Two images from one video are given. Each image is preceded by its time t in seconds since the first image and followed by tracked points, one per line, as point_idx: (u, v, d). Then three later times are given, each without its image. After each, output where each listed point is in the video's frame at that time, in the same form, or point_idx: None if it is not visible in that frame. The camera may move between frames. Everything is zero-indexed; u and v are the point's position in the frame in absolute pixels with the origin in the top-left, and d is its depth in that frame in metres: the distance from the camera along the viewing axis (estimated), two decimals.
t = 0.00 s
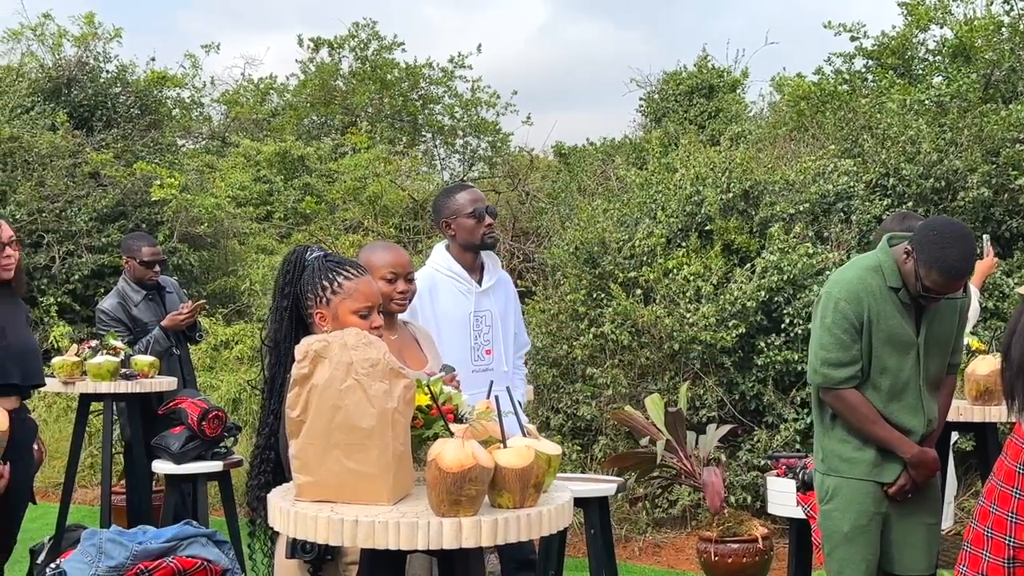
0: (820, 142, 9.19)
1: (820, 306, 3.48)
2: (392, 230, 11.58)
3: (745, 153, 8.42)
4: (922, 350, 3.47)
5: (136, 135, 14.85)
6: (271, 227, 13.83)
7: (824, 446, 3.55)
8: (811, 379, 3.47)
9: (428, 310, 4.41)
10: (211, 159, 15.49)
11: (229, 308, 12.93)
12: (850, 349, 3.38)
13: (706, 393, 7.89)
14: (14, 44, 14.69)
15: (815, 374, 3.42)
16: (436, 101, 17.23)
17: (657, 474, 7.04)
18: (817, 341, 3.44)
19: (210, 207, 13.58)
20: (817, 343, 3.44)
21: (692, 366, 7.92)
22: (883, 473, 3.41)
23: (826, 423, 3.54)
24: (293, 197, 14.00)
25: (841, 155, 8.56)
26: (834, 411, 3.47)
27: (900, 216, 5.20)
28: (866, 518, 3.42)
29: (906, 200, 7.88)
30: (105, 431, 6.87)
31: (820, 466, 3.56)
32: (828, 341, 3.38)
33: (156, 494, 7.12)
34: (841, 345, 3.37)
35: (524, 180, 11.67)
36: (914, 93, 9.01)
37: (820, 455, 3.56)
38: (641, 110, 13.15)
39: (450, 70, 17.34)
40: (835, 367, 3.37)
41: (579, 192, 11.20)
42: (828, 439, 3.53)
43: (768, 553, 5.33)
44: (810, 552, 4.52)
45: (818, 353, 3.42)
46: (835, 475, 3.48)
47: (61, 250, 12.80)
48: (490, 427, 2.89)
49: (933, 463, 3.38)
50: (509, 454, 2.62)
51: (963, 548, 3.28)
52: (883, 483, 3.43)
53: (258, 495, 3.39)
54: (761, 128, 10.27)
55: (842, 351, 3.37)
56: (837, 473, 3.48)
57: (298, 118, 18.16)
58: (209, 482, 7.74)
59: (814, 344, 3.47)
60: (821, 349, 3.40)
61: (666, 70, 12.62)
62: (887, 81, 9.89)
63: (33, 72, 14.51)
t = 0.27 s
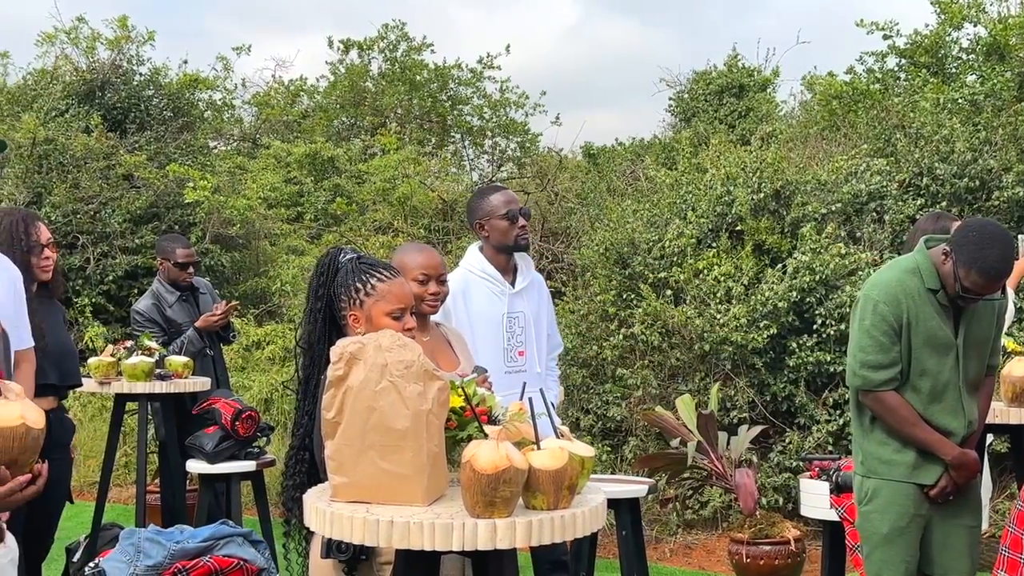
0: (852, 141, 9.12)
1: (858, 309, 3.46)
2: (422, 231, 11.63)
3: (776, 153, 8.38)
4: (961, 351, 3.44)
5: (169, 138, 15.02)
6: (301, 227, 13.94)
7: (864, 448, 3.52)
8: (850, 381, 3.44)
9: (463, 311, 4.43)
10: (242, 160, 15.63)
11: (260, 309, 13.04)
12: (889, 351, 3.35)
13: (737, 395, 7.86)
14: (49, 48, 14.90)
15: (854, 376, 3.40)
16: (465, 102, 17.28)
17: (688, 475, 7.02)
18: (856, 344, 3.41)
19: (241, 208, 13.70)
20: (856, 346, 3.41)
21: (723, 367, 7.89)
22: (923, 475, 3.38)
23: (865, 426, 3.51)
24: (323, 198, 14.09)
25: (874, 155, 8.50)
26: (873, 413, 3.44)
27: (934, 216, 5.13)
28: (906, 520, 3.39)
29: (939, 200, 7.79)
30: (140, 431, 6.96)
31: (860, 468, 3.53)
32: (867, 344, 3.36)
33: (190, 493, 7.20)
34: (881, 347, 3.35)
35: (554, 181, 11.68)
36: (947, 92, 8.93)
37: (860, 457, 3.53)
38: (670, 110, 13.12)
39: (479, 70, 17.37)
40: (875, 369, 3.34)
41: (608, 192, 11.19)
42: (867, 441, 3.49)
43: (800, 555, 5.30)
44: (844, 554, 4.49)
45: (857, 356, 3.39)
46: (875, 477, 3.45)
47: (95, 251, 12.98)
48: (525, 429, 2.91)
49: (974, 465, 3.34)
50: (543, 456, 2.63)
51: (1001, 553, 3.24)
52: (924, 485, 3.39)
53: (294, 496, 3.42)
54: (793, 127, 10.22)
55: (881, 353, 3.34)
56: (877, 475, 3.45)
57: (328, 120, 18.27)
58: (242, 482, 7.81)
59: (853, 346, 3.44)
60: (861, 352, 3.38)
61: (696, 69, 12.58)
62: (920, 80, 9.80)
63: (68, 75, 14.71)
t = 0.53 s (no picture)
0: (878, 140, 9.05)
1: (882, 308, 3.43)
2: (445, 231, 11.67)
3: (801, 151, 8.33)
4: (986, 350, 3.40)
5: (194, 139, 15.15)
6: (326, 228, 14.00)
7: (888, 449, 3.49)
8: (874, 382, 3.41)
9: (485, 311, 4.44)
10: (267, 161, 15.71)
11: (285, 309, 13.12)
12: (915, 351, 3.32)
13: (761, 395, 7.82)
14: (76, 51, 15.05)
15: (879, 376, 3.37)
16: (488, 102, 17.29)
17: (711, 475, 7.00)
18: (881, 344, 3.38)
19: (266, 209, 13.78)
20: (881, 345, 3.39)
21: (747, 367, 7.85)
22: (948, 476, 3.35)
23: (890, 426, 3.48)
24: (347, 198, 14.14)
25: (900, 153, 8.43)
26: (898, 414, 3.41)
27: (960, 216, 5.07)
28: (932, 521, 3.36)
29: (965, 200, 7.71)
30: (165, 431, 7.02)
31: (885, 469, 3.50)
32: (892, 343, 3.33)
33: (215, 492, 7.26)
34: (906, 347, 3.32)
35: (577, 181, 11.68)
36: (974, 90, 8.85)
37: (885, 459, 3.50)
38: (694, 109, 13.08)
39: (502, 71, 17.39)
40: (900, 369, 3.31)
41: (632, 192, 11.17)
42: (892, 441, 3.47)
43: (825, 556, 5.27)
44: (869, 556, 4.46)
45: (882, 356, 3.36)
46: (900, 477, 3.42)
47: (122, 251, 13.11)
48: (546, 429, 2.91)
49: (1001, 465, 3.30)
50: (564, 456, 2.63)
51: None
52: (949, 486, 3.36)
53: (317, 495, 3.44)
54: (818, 126, 10.17)
55: (907, 353, 3.31)
56: (902, 476, 3.42)
57: (351, 120, 18.35)
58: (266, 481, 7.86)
59: (877, 346, 3.41)
60: (886, 351, 3.35)
61: (720, 68, 12.53)
62: (947, 78, 9.71)
63: (94, 77, 14.85)
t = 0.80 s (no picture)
0: (895, 138, 8.99)
1: (892, 304, 3.41)
2: (461, 231, 11.69)
3: (816, 149, 8.30)
4: (996, 347, 3.38)
5: (212, 139, 15.25)
6: (342, 228, 14.05)
7: (897, 447, 3.46)
8: (884, 378, 3.39)
9: (496, 309, 4.44)
10: (284, 161, 15.77)
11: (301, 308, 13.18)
12: (925, 347, 3.30)
13: (776, 394, 7.79)
14: (94, 51, 15.15)
15: (888, 373, 3.34)
16: (505, 101, 17.31)
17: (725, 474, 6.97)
18: (890, 340, 3.36)
19: (282, 208, 13.83)
20: (890, 342, 3.36)
21: (761, 367, 7.82)
22: (958, 474, 3.33)
23: (899, 424, 3.45)
24: (363, 198, 14.18)
25: (917, 151, 8.38)
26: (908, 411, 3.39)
27: (977, 214, 5.01)
28: (942, 519, 3.33)
29: (982, 197, 7.65)
30: (180, 429, 7.06)
31: (893, 467, 3.47)
32: (902, 339, 3.31)
33: (230, 490, 7.30)
34: (916, 343, 3.29)
35: (593, 180, 11.68)
36: (992, 87, 8.77)
37: (893, 456, 3.48)
38: (711, 108, 13.03)
39: (519, 70, 17.39)
40: (909, 365, 3.29)
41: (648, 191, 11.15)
42: (901, 439, 3.44)
43: (839, 556, 5.24)
44: (882, 555, 4.43)
45: (891, 352, 3.34)
46: (909, 475, 3.40)
47: (139, 251, 13.20)
48: (551, 426, 2.91)
49: (1011, 463, 3.28)
50: (569, 452, 2.63)
51: None
52: (959, 484, 3.34)
53: (325, 492, 3.45)
54: (834, 124, 10.11)
55: (917, 349, 3.29)
56: (911, 474, 3.40)
57: (369, 120, 18.40)
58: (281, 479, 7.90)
59: (887, 342, 3.39)
60: (895, 348, 3.32)
61: (736, 67, 12.48)
62: (965, 75, 9.64)
63: (113, 78, 14.96)
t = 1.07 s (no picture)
0: (905, 138, 8.96)
1: (892, 305, 3.40)
2: (471, 232, 11.73)
3: (826, 150, 8.28)
4: (995, 349, 3.39)
5: (224, 140, 15.33)
6: (354, 228, 14.08)
7: (895, 449, 3.46)
8: (883, 380, 3.39)
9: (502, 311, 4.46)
10: (297, 161, 15.83)
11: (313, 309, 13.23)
12: (924, 349, 3.29)
13: (785, 395, 7.78)
14: (108, 53, 15.25)
15: (887, 374, 3.34)
16: (517, 102, 17.33)
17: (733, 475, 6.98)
18: (889, 341, 3.36)
19: (293, 210, 13.89)
20: (890, 343, 3.36)
21: (770, 367, 7.81)
22: (956, 476, 3.33)
23: (897, 425, 3.45)
24: (375, 198, 14.21)
25: (927, 152, 8.35)
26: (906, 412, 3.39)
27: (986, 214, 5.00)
28: (941, 522, 3.34)
29: (993, 198, 7.60)
30: (191, 429, 7.11)
31: (891, 468, 3.47)
32: (902, 341, 3.30)
33: (240, 490, 7.34)
34: (915, 344, 3.29)
35: (604, 180, 11.70)
36: (1004, 87, 8.73)
37: (891, 458, 3.48)
38: (722, 108, 13.01)
39: (530, 70, 17.40)
40: (908, 367, 3.29)
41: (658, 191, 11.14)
42: (899, 440, 3.44)
43: (848, 557, 5.23)
44: (887, 556, 4.43)
45: (891, 353, 3.34)
46: (907, 477, 3.40)
47: (152, 252, 13.30)
48: (550, 428, 2.94)
49: (1009, 466, 3.29)
50: (568, 454, 2.65)
51: None
52: (957, 486, 3.35)
53: (328, 492, 3.48)
54: (845, 124, 10.08)
55: (916, 351, 3.29)
56: (909, 475, 3.40)
57: (381, 121, 18.45)
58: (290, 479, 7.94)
59: (886, 343, 3.39)
60: (894, 349, 3.32)
61: (748, 67, 12.46)
62: (977, 75, 9.59)
63: (126, 80, 15.05)
